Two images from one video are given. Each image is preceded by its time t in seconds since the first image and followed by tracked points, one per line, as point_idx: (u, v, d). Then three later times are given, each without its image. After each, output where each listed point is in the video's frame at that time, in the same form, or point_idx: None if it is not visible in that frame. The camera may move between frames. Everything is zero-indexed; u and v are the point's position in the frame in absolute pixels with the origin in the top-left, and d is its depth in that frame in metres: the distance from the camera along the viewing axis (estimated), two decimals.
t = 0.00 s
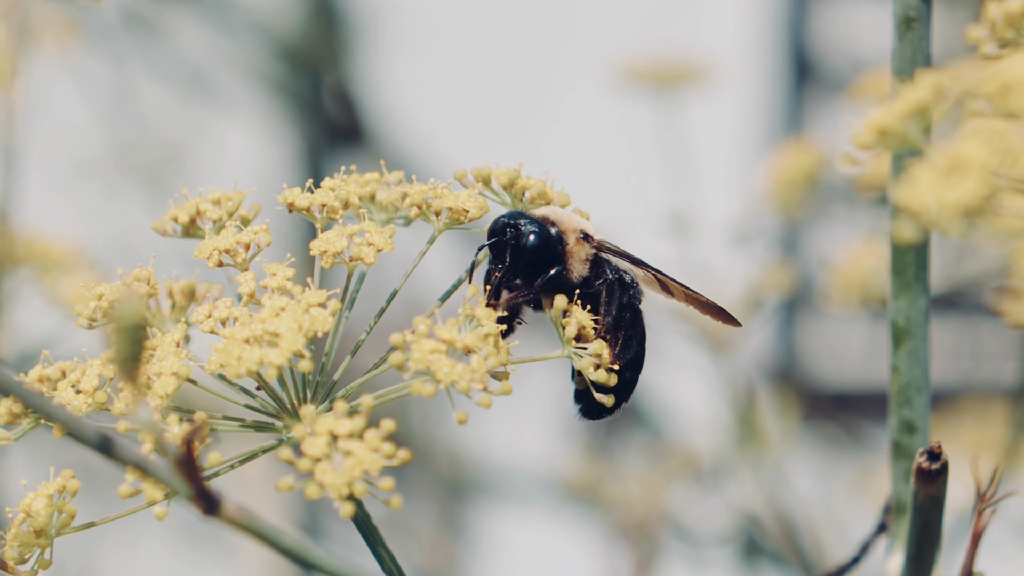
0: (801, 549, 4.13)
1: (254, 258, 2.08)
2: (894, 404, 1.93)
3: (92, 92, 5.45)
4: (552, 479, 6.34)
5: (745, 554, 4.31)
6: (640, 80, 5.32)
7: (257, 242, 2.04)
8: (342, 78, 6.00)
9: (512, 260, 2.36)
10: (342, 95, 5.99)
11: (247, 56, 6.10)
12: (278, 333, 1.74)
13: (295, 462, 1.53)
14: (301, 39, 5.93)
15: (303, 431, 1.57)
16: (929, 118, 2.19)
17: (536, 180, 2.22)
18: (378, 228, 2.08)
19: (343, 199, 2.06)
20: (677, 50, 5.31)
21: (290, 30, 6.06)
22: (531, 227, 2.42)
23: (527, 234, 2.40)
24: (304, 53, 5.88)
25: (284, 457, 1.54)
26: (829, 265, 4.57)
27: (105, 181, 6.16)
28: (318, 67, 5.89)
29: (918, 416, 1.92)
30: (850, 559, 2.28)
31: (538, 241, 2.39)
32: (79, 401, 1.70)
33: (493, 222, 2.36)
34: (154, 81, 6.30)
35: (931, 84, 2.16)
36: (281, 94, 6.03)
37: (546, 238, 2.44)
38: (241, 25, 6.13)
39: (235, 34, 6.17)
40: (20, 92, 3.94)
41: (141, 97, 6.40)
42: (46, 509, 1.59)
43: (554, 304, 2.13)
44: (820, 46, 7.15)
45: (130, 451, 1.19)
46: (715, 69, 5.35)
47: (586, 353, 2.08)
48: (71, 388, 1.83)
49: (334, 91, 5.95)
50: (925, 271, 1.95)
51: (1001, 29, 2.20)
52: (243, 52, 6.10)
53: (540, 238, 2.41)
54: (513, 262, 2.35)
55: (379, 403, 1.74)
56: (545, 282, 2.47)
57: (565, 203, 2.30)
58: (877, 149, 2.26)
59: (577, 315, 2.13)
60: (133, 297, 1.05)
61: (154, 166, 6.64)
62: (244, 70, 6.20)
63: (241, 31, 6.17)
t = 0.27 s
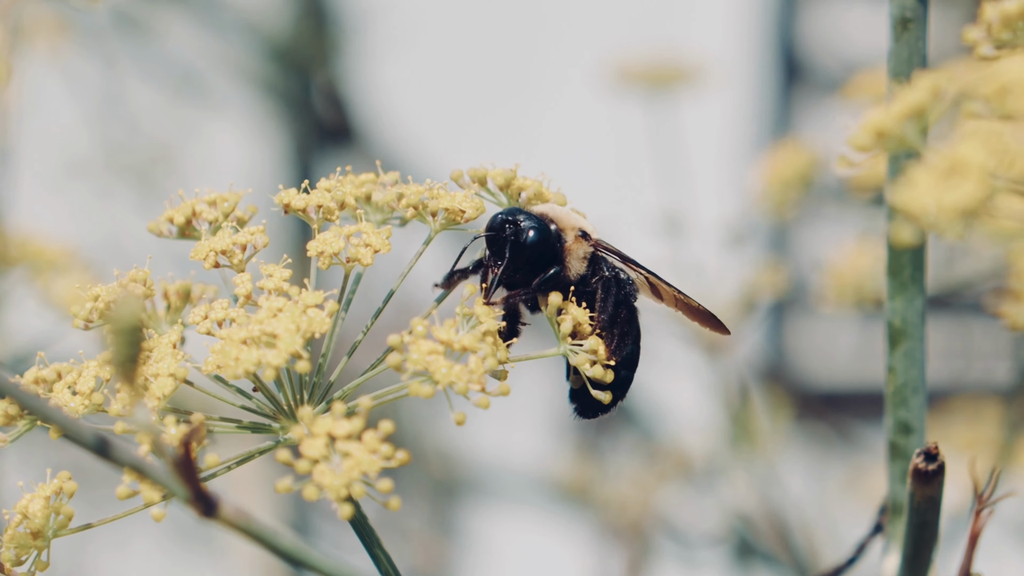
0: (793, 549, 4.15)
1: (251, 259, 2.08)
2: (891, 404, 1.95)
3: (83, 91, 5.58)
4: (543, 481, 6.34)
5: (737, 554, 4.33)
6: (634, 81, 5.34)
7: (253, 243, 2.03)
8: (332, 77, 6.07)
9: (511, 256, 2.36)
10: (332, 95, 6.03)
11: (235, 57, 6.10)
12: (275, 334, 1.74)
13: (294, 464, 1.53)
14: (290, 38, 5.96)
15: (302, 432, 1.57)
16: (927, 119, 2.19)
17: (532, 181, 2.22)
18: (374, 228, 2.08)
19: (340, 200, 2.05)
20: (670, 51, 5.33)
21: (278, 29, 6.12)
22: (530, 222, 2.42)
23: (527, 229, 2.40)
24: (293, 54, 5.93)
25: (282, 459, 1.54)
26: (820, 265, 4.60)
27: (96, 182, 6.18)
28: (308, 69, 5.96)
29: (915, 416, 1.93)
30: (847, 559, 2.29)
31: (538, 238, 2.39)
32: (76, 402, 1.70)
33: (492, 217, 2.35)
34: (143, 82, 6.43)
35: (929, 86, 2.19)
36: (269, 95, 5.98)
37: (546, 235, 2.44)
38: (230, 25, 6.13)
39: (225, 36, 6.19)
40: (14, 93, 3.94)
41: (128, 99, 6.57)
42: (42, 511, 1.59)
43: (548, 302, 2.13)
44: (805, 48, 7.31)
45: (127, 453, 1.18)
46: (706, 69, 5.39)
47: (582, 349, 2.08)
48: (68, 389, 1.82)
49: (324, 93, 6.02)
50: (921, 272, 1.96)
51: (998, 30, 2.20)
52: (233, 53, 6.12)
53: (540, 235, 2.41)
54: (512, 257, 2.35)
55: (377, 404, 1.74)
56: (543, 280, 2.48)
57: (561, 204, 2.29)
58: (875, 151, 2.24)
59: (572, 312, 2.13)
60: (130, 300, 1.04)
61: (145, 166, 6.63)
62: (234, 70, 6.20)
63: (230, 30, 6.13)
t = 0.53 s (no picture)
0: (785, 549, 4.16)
1: (246, 260, 2.07)
2: (884, 405, 1.89)
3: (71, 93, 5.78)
4: (534, 482, 6.35)
5: (727, 555, 4.34)
6: (623, 81, 5.45)
7: (248, 245, 2.03)
8: (319, 78, 6.04)
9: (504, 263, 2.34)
10: (319, 95, 6.02)
11: (223, 57, 6.09)
12: (270, 336, 1.73)
13: (289, 466, 1.52)
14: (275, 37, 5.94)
15: (297, 434, 1.57)
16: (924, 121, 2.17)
17: (527, 182, 2.21)
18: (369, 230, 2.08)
19: (335, 201, 2.04)
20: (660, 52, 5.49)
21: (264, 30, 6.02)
22: (522, 229, 2.39)
23: (519, 236, 2.37)
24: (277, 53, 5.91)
25: (278, 461, 1.53)
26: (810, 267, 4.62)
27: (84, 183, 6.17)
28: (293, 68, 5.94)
29: (909, 419, 1.89)
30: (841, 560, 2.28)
31: (529, 244, 2.37)
32: (70, 404, 1.69)
33: (483, 225, 2.34)
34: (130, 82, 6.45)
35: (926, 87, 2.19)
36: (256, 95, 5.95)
37: (538, 241, 2.41)
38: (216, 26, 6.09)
39: (212, 38, 6.19)
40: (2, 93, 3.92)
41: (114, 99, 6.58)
42: (36, 513, 1.58)
43: (546, 313, 2.10)
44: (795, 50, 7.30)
45: (124, 455, 1.18)
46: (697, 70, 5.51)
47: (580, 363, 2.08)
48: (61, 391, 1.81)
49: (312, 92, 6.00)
50: (916, 273, 1.95)
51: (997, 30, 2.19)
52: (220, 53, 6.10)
53: (531, 241, 2.39)
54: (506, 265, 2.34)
55: (372, 406, 1.74)
56: (541, 287, 2.50)
57: (556, 205, 2.28)
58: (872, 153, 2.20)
59: (570, 324, 2.10)
60: (126, 301, 1.04)
61: (131, 165, 6.59)
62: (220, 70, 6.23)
63: (215, 32, 6.16)
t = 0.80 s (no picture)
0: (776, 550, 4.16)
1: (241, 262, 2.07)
2: (880, 408, 1.80)
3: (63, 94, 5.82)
4: (527, 484, 6.34)
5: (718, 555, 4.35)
6: (615, 82, 5.51)
7: (244, 248, 2.03)
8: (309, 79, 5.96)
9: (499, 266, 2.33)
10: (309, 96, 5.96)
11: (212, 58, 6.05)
12: (265, 339, 1.72)
13: (285, 470, 1.52)
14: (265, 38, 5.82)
15: (292, 438, 1.56)
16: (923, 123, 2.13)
17: (523, 185, 2.21)
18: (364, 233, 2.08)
19: (330, 203, 2.02)
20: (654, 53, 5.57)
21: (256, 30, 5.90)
22: (513, 229, 2.38)
23: (511, 236, 2.37)
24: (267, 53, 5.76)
25: (273, 465, 1.53)
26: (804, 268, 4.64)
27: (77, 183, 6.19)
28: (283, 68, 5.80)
29: (905, 421, 1.80)
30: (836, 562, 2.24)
31: (523, 244, 2.37)
32: (65, 407, 1.68)
33: (476, 226, 2.32)
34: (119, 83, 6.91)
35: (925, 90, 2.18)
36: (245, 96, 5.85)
37: (530, 240, 2.40)
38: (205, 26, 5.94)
39: (199, 35, 6.03)
40: None
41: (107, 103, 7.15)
42: (32, 516, 1.58)
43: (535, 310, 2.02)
44: (784, 51, 7.36)
45: (120, 459, 1.18)
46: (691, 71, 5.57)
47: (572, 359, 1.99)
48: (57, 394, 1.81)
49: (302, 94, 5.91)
50: (913, 274, 1.83)
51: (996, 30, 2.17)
52: (210, 53, 6.02)
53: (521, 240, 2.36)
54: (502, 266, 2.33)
55: (367, 409, 1.74)
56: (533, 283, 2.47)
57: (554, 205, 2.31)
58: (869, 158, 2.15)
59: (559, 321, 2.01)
60: (124, 305, 1.04)
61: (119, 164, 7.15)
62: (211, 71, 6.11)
63: (204, 31, 5.96)
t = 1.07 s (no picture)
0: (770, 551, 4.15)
1: (237, 264, 2.06)
2: (877, 409, 1.80)
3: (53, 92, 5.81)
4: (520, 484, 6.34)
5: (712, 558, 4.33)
6: (608, 81, 5.51)
7: (240, 249, 2.02)
8: (300, 78, 5.97)
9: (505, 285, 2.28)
10: (300, 96, 5.98)
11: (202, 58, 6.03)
12: (262, 341, 1.72)
13: (283, 471, 1.51)
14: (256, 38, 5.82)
15: (291, 440, 1.56)
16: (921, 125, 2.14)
17: (520, 186, 2.19)
18: (361, 234, 2.07)
19: (327, 205, 2.02)
20: (645, 53, 5.58)
21: (247, 30, 5.92)
22: (517, 245, 2.31)
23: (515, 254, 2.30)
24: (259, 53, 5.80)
25: (271, 467, 1.52)
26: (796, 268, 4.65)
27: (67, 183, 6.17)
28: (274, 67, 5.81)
29: (901, 422, 1.80)
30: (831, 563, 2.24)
31: (528, 263, 2.30)
32: (61, 409, 1.68)
33: (478, 245, 2.26)
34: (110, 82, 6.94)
35: (923, 92, 2.18)
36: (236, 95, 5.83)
37: (535, 256, 2.33)
38: (196, 26, 5.95)
39: (191, 36, 6.05)
40: None
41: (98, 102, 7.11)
42: (28, 519, 1.57)
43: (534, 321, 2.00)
44: (773, 52, 7.37)
45: (118, 462, 1.17)
46: (683, 70, 5.57)
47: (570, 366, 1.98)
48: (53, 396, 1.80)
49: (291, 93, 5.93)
50: (910, 275, 1.81)
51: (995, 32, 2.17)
52: (201, 52, 6.02)
53: (524, 257, 2.31)
54: (506, 286, 2.28)
55: (365, 410, 1.74)
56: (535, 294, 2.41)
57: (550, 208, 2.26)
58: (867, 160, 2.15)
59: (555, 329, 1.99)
60: (122, 307, 1.04)
61: (113, 165, 6.89)
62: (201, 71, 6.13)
63: (195, 31, 6.00)
